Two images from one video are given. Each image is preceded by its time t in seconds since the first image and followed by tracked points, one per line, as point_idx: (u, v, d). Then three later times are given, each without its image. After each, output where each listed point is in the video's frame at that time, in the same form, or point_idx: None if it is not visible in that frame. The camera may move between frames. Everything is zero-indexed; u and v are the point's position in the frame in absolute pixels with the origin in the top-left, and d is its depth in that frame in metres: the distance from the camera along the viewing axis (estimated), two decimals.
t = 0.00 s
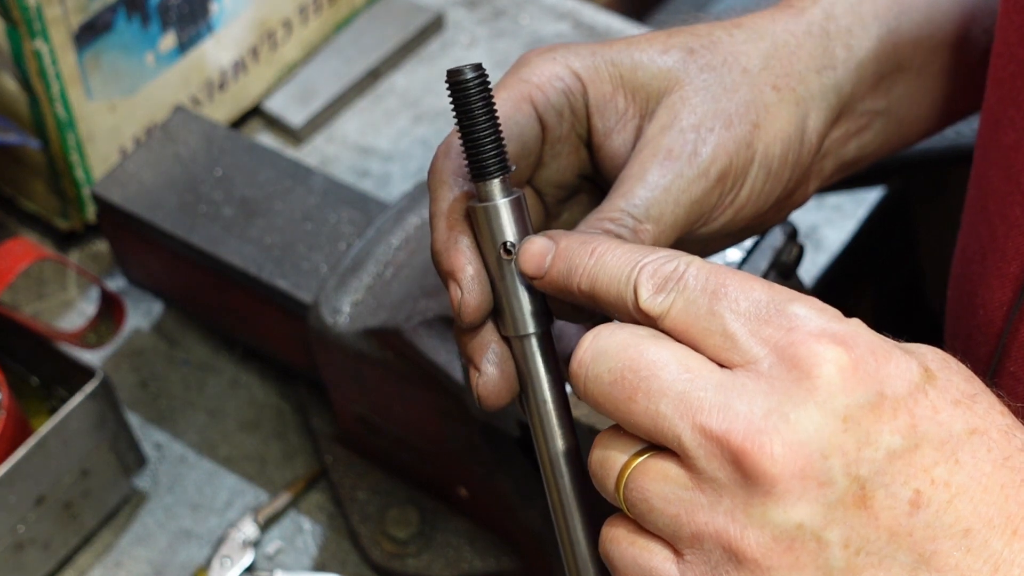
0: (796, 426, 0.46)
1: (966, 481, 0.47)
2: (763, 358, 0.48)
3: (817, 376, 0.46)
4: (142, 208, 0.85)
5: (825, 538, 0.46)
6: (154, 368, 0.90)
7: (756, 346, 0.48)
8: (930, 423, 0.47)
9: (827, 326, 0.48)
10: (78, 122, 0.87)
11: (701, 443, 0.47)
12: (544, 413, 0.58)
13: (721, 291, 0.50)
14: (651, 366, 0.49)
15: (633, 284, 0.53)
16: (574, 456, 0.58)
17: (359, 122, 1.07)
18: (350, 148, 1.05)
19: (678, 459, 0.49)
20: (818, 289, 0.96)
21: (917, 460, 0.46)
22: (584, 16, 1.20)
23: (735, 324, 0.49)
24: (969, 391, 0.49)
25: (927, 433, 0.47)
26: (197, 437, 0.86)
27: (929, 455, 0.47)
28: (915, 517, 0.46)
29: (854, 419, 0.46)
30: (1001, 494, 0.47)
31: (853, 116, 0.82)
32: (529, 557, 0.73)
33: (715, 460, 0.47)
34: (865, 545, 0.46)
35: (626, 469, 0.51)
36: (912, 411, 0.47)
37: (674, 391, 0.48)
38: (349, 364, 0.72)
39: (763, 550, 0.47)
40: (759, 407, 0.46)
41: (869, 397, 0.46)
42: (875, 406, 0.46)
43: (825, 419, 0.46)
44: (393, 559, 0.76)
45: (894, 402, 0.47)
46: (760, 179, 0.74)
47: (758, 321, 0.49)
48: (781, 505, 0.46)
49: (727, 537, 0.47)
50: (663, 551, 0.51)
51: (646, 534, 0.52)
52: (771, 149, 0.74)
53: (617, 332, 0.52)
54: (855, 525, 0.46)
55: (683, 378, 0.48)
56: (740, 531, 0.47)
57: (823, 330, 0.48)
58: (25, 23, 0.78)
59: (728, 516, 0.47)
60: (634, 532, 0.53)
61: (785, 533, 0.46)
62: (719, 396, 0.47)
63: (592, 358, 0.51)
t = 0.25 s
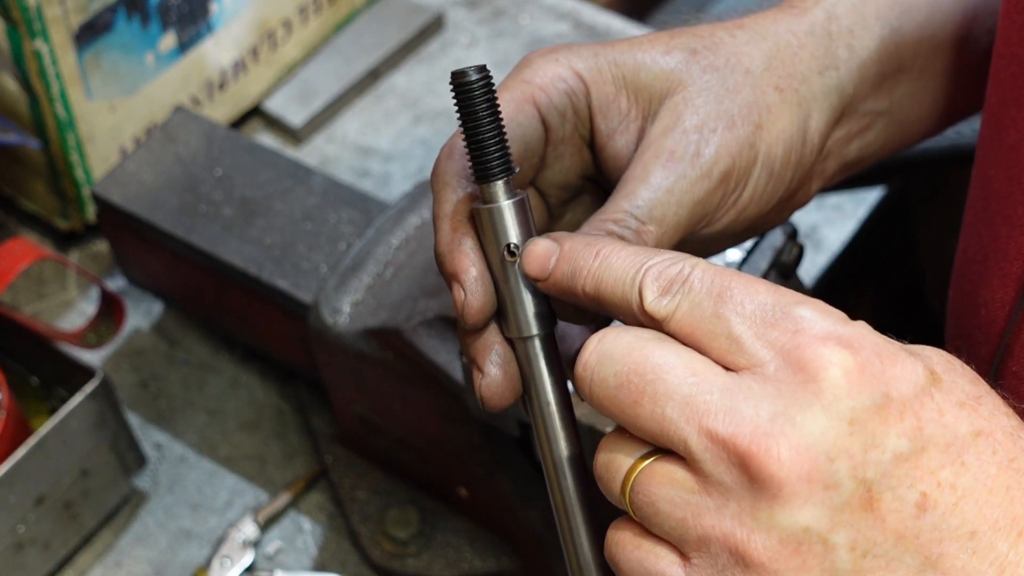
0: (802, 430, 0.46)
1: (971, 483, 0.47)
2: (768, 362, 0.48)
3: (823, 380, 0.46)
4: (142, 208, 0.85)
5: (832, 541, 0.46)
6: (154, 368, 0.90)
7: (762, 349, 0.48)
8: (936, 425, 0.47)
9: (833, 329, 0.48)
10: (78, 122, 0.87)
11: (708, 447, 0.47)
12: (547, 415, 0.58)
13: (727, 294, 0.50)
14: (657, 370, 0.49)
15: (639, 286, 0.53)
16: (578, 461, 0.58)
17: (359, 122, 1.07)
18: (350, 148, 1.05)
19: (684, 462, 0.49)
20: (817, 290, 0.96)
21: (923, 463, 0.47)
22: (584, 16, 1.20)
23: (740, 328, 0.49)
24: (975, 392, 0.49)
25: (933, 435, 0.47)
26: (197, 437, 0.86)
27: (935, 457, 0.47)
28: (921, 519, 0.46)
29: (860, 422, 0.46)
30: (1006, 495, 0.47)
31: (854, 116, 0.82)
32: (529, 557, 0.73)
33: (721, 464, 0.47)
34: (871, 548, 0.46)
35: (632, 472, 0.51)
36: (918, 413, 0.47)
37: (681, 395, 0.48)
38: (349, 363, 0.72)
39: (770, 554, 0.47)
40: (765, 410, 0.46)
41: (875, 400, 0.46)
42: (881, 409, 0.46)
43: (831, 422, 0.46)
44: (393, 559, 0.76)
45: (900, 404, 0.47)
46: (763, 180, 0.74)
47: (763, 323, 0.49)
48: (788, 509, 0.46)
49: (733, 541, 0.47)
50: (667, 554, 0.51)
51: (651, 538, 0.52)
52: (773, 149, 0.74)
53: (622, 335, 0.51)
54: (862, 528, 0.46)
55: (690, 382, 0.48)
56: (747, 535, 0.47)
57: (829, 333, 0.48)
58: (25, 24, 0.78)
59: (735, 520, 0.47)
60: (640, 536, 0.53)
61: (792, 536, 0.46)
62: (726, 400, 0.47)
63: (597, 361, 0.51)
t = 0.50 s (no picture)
0: (793, 443, 0.45)
1: (965, 493, 0.47)
2: (761, 375, 0.48)
3: (813, 393, 0.46)
4: (142, 208, 0.85)
5: (825, 553, 0.46)
6: (154, 368, 0.90)
7: (754, 362, 0.48)
8: (928, 436, 0.47)
9: (825, 342, 0.48)
10: (78, 122, 0.87)
11: (701, 461, 0.47)
12: (549, 421, 0.58)
13: (721, 306, 0.50)
14: (651, 385, 0.49)
15: (634, 298, 0.53)
16: (581, 463, 0.57)
17: (359, 122, 1.07)
18: (350, 148, 1.05)
19: (679, 475, 0.49)
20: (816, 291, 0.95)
21: (915, 474, 0.46)
22: (584, 16, 1.20)
23: (733, 341, 0.49)
24: (968, 402, 0.49)
25: (925, 446, 0.47)
26: (197, 437, 0.86)
27: (927, 468, 0.46)
28: (914, 529, 0.46)
29: (851, 434, 0.46)
30: (1000, 504, 0.47)
31: (854, 118, 0.82)
32: (530, 558, 0.73)
33: (715, 477, 0.47)
34: (865, 559, 0.46)
35: (629, 485, 0.51)
36: (910, 425, 0.47)
37: (674, 409, 0.48)
38: (349, 363, 0.72)
39: (763, 566, 0.47)
40: (757, 424, 0.46)
41: (867, 412, 0.46)
42: (873, 421, 0.46)
43: (823, 435, 0.46)
44: (393, 559, 0.76)
45: (891, 416, 0.47)
46: (764, 183, 0.74)
47: (756, 337, 0.49)
48: (781, 522, 0.46)
49: (728, 553, 0.48)
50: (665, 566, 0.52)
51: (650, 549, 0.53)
52: (775, 151, 0.74)
53: (617, 349, 0.52)
54: (854, 540, 0.46)
55: (683, 397, 0.48)
56: (741, 547, 0.47)
57: (821, 346, 0.48)
58: (25, 23, 0.78)
59: (729, 533, 0.47)
60: (637, 548, 0.53)
61: (784, 548, 0.46)
62: (719, 413, 0.47)
63: (592, 376, 0.52)
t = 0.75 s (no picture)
0: (779, 464, 0.45)
1: (953, 507, 0.46)
2: (746, 394, 0.48)
3: (798, 413, 0.46)
4: (142, 207, 0.85)
5: (812, 570, 0.46)
6: (154, 368, 0.90)
7: (741, 381, 0.48)
8: (914, 452, 0.46)
9: (810, 360, 0.48)
10: (77, 122, 0.87)
11: (688, 480, 0.47)
12: (546, 432, 0.58)
13: (708, 323, 0.49)
14: (639, 405, 0.49)
15: (623, 314, 0.53)
16: (577, 475, 0.57)
17: (359, 122, 1.07)
18: (350, 148, 1.05)
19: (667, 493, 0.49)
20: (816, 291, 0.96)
21: (902, 490, 0.46)
22: (585, 16, 1.20)
23: (721, 359, 0.49)
24: (955, 416, 0.49)
25: (911, 462, 0.46)
26: (197, 437, 0.86)
27: (914, 484, 0.46)
28: (902, 545, 0.46)
29: (836, 453, 0.46)
30: (989, 517, 0.46)
31: (848, 128, 0.82)
32: (529, 558, 0.73)
33: (702, 496, 0.47)
34: None
35: (619, 504, 0.51)
36: (896, 441, 0.46)
37: (661, 429, 0.48)
38: (349, 363, 0.72)
39: None
40: (743, 444, 0.46)
41: (851, 430, 0.46)
42: (858, 439, 0.46)
43: (807, 455, 0.46)
44: (393, 559, 0.76)
45: (876, 433, 0.46)
46: (756, 194, 0.74)
47: (742, 355, 0.48)
48: (766, 541, 0.46)
49: (716, 571, 0.48)
50: None
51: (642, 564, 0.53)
52: (767, 161, 0.73)
53: (605, 367, 0.51)
54: (841, 556, 0.46)
55: (670, 416, 0.48)
56: (729, 565, 0.47)
57: (806, 364, 0.47)
58: (25, 23, 0.78)
59: (717, 551, 0.48)
60: (629, 563, 0.53)
61: (771, 566, 0.47)
62: (705, 433, 0.47)
63: (582, 396, 0.51)
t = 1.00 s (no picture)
0: (765, 467, 0.45)
1: (942, 509, 0.46)
2: (734, 398, 0.47)
3: (784, 418, 0.46)
4: (142, 207, 0.85)
5: (800, 573, 0.46)
6: (154, 368, 0.90)
7: (729, 384, 0.48)
8: (903, 454, 0.46)
9: (798, 363, 0.47)
10: (77, 122, 0.87)
11: (677, 484, 0.47)
12: (547, 432, 0.58)
13: (698, 327, 0.49)
14: (628, 409, 0.49)
15: (614, 317, 0.53)
16: (576, 474, 0.57)
17: (359, 122, 1.07)
18: (350, 148, 1.05)
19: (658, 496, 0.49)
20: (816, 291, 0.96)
21: (889, 493, 0.46)
22: (584, 15, 1.20)
23: (709, 363, 0.48)
24: (945, 417, 0.48)
25: (900, 464, 0.46)
26: (197, 437, 0.86)
27: (902, 486, 0.46)
28: (890, 547, 0.45)
29: (823, 456, 0.46)
30: (978, 519, 0.46)
31: (846, 129, 0.82)
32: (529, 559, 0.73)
33: (691, 500, 0.47)
34: None
35: (613, 506, 0.51)
36: (884, 443, 0.46)
37: (650, 433, 0.48)
38: (349, 363, 0.72)
39: None
40: (730, 448, 0.46)
41: (838, 434, 0.46)
42: (845, 443, 0.46)
43: (793, 459, 0.45)
44: (393, 559, 0.76)
45: (864, 436, 0.46)
46: (752, 195, 0.74)
47: (731, 358, 0.48)
48: (754, 544, 0.46)
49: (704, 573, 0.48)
50: None
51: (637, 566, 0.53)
52: (764, 161, 0.73)
53: (597, 373, 0.52)
54: (830, 559, 0.46)
55: (659, 420, 0.48)
56: (717, 568, 0.47)
57: (794, 368, 0.47)
58: (25, 23, 0.78)
59: (705, 554, 0.48)
60: (623, 565, 0.53)
61: (759, 568, 0.47)
62: (693, 437, 0.47)
63: (574, 400, 0.51)
